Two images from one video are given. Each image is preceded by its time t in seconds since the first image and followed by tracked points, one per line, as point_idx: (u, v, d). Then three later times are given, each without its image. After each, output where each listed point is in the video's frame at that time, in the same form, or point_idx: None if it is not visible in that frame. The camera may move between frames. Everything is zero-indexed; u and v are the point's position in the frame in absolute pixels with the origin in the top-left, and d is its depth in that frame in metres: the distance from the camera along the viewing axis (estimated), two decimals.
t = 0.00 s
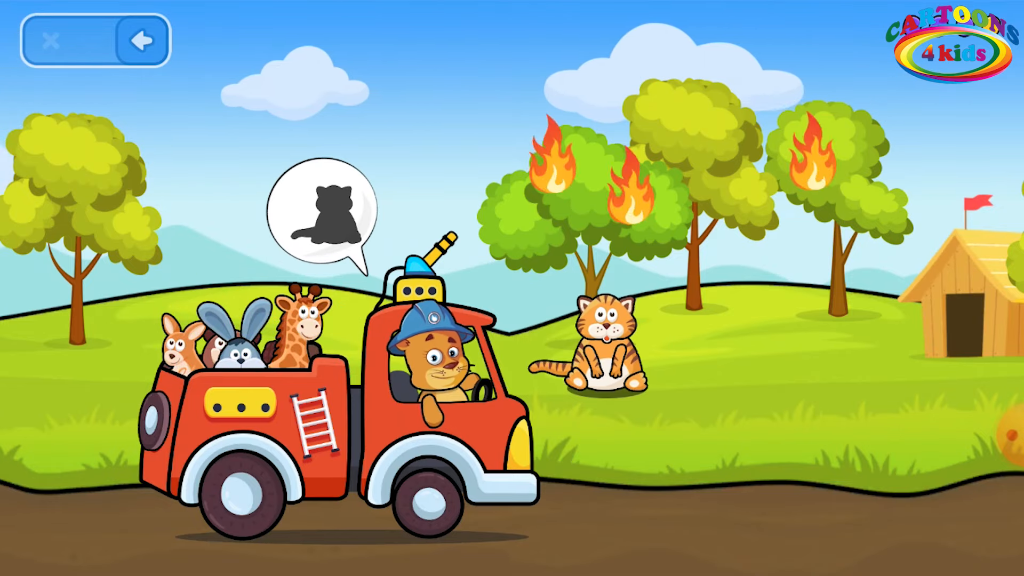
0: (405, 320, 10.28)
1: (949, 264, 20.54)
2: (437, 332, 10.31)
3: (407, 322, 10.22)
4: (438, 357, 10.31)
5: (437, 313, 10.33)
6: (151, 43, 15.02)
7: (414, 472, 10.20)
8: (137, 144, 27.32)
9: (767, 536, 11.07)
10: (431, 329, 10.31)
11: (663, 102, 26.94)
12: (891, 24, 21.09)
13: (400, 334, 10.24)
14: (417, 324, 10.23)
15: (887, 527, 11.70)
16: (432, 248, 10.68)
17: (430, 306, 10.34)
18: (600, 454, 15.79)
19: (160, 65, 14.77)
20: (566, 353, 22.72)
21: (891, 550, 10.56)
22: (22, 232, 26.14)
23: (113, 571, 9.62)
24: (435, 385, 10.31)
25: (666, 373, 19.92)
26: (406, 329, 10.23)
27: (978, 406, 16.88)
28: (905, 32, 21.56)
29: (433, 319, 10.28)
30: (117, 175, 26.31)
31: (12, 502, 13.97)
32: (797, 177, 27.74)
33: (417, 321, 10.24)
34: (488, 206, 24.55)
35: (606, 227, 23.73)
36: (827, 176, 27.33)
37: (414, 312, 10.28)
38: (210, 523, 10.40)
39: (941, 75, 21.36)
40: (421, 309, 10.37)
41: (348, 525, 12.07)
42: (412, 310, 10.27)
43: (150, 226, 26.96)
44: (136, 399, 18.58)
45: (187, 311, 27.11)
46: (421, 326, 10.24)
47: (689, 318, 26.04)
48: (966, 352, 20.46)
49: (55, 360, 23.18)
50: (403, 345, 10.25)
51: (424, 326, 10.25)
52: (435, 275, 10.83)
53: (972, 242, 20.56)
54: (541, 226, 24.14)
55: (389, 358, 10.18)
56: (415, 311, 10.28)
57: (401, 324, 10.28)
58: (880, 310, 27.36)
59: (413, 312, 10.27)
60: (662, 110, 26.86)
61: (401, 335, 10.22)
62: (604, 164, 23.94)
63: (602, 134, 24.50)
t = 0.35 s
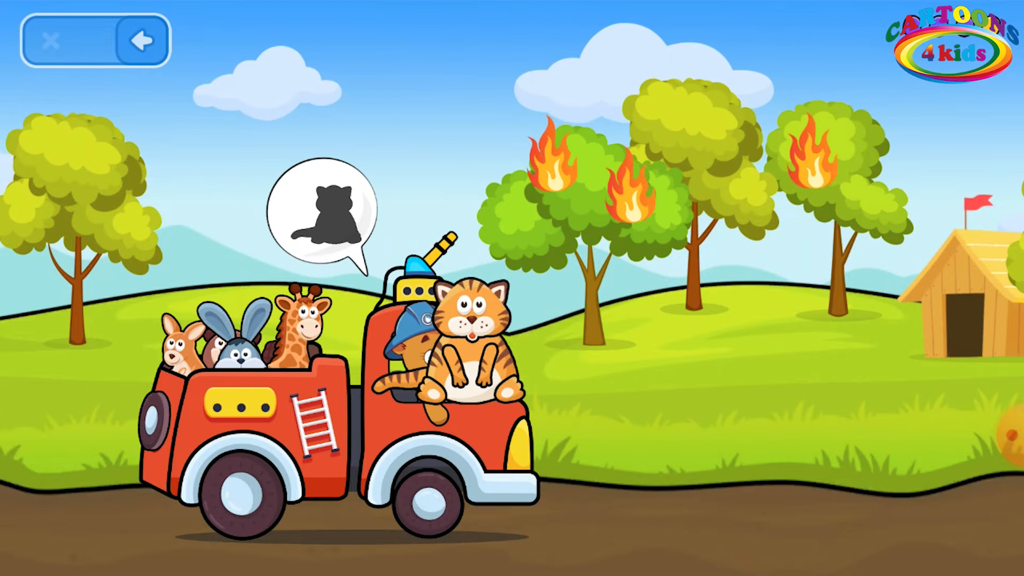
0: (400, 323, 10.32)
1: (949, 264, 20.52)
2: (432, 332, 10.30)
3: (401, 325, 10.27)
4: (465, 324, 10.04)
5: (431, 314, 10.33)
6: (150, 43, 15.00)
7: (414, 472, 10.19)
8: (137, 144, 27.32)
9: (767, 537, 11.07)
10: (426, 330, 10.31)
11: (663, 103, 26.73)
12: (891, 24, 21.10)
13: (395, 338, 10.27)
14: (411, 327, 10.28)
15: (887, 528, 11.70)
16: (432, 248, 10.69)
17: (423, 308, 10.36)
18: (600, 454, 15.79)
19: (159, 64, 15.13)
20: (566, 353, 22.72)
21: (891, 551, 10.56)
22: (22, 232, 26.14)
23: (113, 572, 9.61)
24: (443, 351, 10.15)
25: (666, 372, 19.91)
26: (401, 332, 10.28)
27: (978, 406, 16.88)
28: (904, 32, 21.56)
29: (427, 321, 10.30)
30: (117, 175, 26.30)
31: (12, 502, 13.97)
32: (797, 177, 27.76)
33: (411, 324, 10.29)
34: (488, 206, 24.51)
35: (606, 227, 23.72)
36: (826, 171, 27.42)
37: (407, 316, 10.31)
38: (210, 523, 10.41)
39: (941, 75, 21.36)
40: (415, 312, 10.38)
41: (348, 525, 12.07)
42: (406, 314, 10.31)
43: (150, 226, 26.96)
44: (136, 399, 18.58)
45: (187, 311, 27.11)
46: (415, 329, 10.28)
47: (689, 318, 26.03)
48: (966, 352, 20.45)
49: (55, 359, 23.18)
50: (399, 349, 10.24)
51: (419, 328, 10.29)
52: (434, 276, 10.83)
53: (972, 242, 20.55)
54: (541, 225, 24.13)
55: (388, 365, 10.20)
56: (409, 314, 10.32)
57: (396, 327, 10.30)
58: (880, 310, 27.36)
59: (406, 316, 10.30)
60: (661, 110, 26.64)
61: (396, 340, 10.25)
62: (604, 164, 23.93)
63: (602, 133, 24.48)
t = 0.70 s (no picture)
0: (409, 319, 10.30)
1: (949, 264, 20.52)
2: (440, 332, 10.32)
3: (411, 320, 10.25)
4: (240, 355, 10.08)
5: (442, 313, 10.33)
6: (151, 42, 14.98)
7: (414, 473, 10.21)
8: (137, 144, 27.33)
9: (767, 536, 11.07)
10: (435, 328, 10.33)
11: (663, 103, 26.73)
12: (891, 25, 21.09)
13: (402, 332, 10.26)
14: (421, 322, 10.26)
15: (887, 527, 11.70)
16: (432, 247, 10.69)
17: (435, 305, 10.34)
18: (600, 454, 15.79)
19: (159, 65, 14.73)
20: (566, 353, 22.72)
21: (891, 550, 10.56)
22: (23, 232, 26.15)
23: (113, 571, 9.61)
24: (217, 384, 10.09)
25: (666, 372, 19.90)
26: (411, 326, 10.27)
27: (978, 407, 16.87)
28: (904, 33, 21.56)
29: (438, 319, 10.29)
30: (117, 175, 26.31)
31: (12, 502, 13.97)
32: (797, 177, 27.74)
33: (421, 319, 10.28)
34: (488, 206, 24.50)
35: (606, 227, 23.72)
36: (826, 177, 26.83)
37: (419, 311, 10.30)
38: (210, 523, 10.40)
39: (941, 75, 21.36)
40: (426, 308, 10.38)
41: (348, 525, 12.07)
42: (418, 309, 10.30)
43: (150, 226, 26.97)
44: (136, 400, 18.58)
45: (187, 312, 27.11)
46: (425, 325, 10.26)
47: (689, 318, 26.03)
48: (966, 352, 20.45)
49: (54, 360, 23.18)
50: (406, 341, 10.28)
51: (428, 325, 10.28)
52: (435, 275, 10.83)
53: (972, 242, 20.55)
54: (541, 225, 24.12)
55: (389, 354, 10.15)
56: (421, 310, 10.32)
57: (404, 322, 10.28)
58: (880, 310, 27.36)
59: (418, 311, 10.30)
60: (661, 110, 26.63)
61: (403, 333, 10.25)
62: (604, 164, 23.93)
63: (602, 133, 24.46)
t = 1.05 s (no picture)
0: (404, 320, 10.30)
1: (949, 264, 20.53)
2: (435, 332, 10.29)
3: (405, 323, 10.24)
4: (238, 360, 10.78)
5: (435, 313, 10.32)
6: (149, 42, 14.94)
7: (414, 472, 10.20)
8: (137, 144, 27.34)
9: (767, 537, 11.07)
10: (429, 329, 10.29)
11: (663, 103, 26.75)
12: (891, 24, 21.10)
13: (398, 336, 10.25)
14: (415, 324, 10.23)
15: (887, 528, 11.69)
16: (432, 248, 10.70)
17: (428, 306, 10.34)
18: (600, 454, 15.80)
19: (159, 64, 15.06)
20: (566, 353, 22.72)
21: (891, 551, 10.55)
22: (22, 232, 26.11)
23: (113, 571, 9.61)
24: (208, 397, 10.15)
25: (666, 372, 19.90)
26: (405, 329, 10.25)
27: (978, 407, 16.87)
28: (904, 33, 21.56)
29: (431, 320, 10.27)
30: (117, 175, 26.31)
31: (12, 502, 13.97)
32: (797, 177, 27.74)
33: (415, 322, 10.25)
34: (488, 206, 24.48)
35: (606, 227, 23.72)
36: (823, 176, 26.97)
37: (411, 313, 10.28)
38: (210, 523, 10.41)
39: (941, 75, 21.37)
40: (419, 309, 10.37)
41: (348, 525, 12.07)
42: (411, 312, 10.27)
43: (150, 226, 26.97)
44: (136, 399, 18.58)
45: (187, 311, 27.10)
46: (419, 327, 10.24)
47: (689, 318, 26.03)
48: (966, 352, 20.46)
49: (54, 359, 23.17)
50: (402, 346, 10.24)
51: (422, 327, 10.25)
52: (435, 275, 10.82)
53: (972, 242, 20.55)
54: (541, 226, 24.12)
55: (389, 358, 10.19)
56: (413, 312, 10.29)
57: (399, 325, 10.31)
58: (880, 310, 27.36)
59: (411, 313, 10.28)
60: (661, 110, 26.65)
61: (399, 337, 10.23)
62: (604, 164, 23.93)
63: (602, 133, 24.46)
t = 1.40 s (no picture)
0: (401, 321, 10.29)
1: (950, 264, 20.54)
2: (434, 332, 10.28)
3: (403, 324, 10.22)
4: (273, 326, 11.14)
5: (433, 313, 10.30)
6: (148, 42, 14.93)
7: (414, 473, 10.20)
8: (137, 144, 27.35)
9: (767, 537, 11.07)
10: (427, 330, 10.28)
11: (663, 103, 26.75)
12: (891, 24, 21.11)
13: (397, 337, 10.23)
14: (412, 326, 10.22)
15: (888, 528, 11.69)
16: (432, 248, 10.69)
17: (425, 306, 10.32)
18: (600, 454, 15.80)
19: (163, 64, 14.06)
20: (566, 353, 22.73)
21: (891, 550, 10.55)
22: (22, 232, 26.10)
23: (113, 571, 9.61)
24: (209, 397, 10.14)
25: (666, 372, 19.90)
26: (403, 331, 10.24)
27: (978, 407, 16.88)
28: (905, 33, 21.58)
29: (428, 320, 10.25)
30: (117, 175, 26.33)
31: (12, 502, 13.97)
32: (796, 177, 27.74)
33: (412, 323, 10.23)
34: (488, 206, 24.48)
35: (606, 227, 23.71)
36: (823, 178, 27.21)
37: (408, 315, 10.27)
38: (210, 523, 10.41)
39: (941, 75, 21.38)
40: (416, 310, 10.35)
41: (348, 525, 12.07)
42: (408, 313, 10.26)
43: (150, 225, 26.97)
44: (136, 400, 18.58)
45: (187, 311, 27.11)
46: (417, 328, 10.22)
47: (689, 318, 26.03)
48: (966, 352, 20.47)
49: (54, 359, 23.18)
50: (400, 348, 10.23)
51: (420, 328, 10.23)
52: (434, 275, 10.81)
53: (972, 242, 20.55)
54: (541, 226, 24.11)
55: (389, 361, 10.19)
56: (410, 313, 10.27)
57: (397, 326, 10.30)
58: (880, 310, 27.37)
59: (408, 314, 10.27)
60: (661, 110, 26.65)
61: (397, 339, 10.22)
62: (604, 164, 23.93)
63: (602, 133, 24.46)
